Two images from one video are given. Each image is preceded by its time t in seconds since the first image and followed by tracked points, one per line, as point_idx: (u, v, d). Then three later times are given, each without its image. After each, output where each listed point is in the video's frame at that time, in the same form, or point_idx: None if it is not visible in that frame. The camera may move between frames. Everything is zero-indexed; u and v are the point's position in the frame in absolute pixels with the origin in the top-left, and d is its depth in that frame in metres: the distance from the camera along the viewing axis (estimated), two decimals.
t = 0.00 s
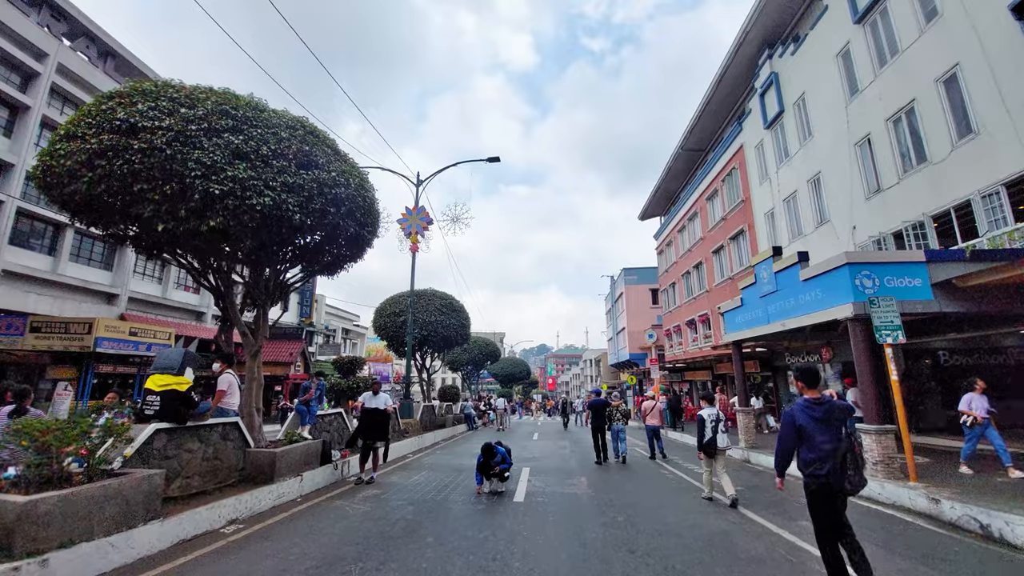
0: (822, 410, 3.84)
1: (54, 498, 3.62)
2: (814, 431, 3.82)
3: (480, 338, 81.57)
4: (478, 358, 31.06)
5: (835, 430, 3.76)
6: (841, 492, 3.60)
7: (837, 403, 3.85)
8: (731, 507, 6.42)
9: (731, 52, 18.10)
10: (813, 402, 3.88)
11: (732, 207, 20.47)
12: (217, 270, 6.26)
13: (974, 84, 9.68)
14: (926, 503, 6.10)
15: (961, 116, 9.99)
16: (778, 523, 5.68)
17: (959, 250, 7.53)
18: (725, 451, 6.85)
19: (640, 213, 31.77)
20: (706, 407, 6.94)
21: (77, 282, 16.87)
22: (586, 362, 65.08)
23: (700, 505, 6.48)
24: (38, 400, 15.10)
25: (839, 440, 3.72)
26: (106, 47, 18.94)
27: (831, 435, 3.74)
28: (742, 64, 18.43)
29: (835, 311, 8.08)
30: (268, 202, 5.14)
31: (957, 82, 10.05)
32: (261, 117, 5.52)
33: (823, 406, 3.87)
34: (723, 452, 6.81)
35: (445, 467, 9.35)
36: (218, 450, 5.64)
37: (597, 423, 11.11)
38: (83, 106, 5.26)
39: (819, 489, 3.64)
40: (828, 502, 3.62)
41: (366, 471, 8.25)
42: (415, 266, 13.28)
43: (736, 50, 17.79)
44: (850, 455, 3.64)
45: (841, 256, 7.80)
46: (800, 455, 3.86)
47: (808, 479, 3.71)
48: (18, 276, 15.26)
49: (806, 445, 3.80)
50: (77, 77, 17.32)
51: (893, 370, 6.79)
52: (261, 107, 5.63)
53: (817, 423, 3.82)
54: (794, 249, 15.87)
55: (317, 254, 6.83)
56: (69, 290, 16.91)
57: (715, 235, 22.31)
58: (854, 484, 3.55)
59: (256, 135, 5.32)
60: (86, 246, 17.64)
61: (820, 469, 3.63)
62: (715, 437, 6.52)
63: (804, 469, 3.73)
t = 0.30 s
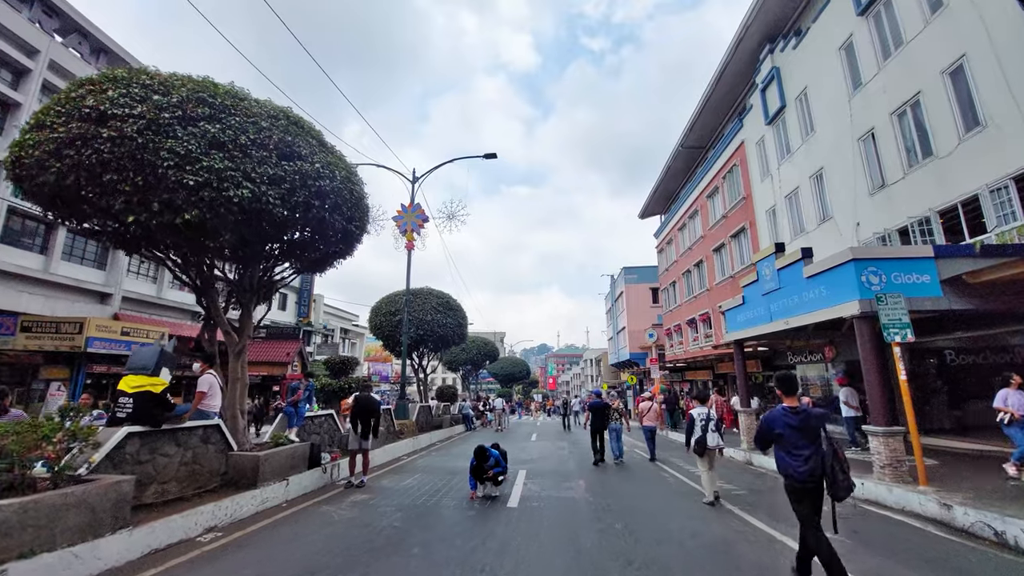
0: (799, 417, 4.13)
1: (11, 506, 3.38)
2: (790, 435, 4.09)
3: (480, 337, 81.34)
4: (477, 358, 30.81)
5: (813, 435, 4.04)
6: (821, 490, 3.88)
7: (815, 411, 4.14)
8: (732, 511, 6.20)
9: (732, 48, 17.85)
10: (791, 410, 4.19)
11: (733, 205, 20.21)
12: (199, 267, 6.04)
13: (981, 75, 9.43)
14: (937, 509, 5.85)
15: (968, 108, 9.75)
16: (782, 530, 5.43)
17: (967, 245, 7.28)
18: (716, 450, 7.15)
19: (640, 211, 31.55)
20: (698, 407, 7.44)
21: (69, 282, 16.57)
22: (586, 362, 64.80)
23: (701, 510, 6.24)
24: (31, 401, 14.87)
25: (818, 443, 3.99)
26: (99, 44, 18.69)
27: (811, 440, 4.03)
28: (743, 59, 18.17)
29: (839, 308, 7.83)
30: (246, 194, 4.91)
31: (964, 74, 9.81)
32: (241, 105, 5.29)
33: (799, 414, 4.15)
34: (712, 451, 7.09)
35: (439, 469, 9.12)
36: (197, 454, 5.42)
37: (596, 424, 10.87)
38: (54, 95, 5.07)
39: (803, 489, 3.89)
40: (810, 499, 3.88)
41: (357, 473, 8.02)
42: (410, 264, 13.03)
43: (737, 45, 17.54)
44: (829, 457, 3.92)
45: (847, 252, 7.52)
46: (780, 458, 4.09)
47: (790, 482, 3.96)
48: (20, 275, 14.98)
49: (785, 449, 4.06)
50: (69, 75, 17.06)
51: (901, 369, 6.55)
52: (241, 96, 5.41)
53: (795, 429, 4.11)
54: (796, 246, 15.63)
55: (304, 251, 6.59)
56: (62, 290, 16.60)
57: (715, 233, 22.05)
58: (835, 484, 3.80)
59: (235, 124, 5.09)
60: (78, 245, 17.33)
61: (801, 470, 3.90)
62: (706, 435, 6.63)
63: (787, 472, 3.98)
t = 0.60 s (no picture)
0: (781, 411, 4.27)
1: None
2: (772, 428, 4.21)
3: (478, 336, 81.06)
4: (474, 357, 30.58)
5: (792, 428, 4.18)
6: (795, 482, 3.99)
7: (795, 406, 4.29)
8: (732, 515, 5.97)
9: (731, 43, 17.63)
10: (773, 403, 4.31)
11: (732, 202, 20.00)
12: (177, 261, 5.79)
13: (985, 67, 9.23)
14: (945, 513, 5.62)
15: (972, 101, 9.54)
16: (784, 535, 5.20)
17: (973, 240, 7.09)
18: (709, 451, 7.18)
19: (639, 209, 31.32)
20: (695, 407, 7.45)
21: (59, 281, 16.26)
22: (584, 361, 64.64)
23: (701, 513, 6.01)
24: (20, 400, 14.65)
25: (795, 435, 4.14)
26: (90, 39, 18.41)
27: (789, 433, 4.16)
28: (742, 55, 17.93)
29: (843, 305, 7.60)
30: (222, 183, 4.68)
31: (967, 66, 9.61)
32: (218, 92, 5.09)
33: (782, 408, 4.30)
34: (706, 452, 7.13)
35: (431, 471, 8.86)
36: (173, 457, 5.19)
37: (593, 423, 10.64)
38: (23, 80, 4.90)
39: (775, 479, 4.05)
40: (787, 491, 4.00)
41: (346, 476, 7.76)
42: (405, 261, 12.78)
43: (736, 40, 17.32)
44: (801, 446, 4.08)
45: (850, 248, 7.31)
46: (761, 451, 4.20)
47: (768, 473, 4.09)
48: (7, 273, 14.68)
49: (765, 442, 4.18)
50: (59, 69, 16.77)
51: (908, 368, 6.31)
52: (219, 82, 5.21)
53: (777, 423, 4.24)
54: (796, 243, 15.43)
55: (289, 245, 6.35)
56: (51, 288, 16.31)
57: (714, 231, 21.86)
58: (804, 471, 3.95)
59: (211, 111, 4.88)
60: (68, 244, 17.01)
61: (777, 462, 4.04)
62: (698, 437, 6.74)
63: (764, 463, 4.13)
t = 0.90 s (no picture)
0: (757, 414, 4.43)
1: None
2: (752, 431, 4.36)
3: (478, 337, 80.81)
4: (473, 358, 30.34)
5: (769, 430, 4.34)
6: (779, 482, 4.13)
7: (771, 409, 4.45)
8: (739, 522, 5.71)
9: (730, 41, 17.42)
10: (750, 407, 4.49)
11: (733, 202, 19.79)
12: (157, 256, 5.53)
13: (992, 60, 9.00)
14: (959, 519, 5.37)
15: (979, 95, 9.32)
16: (791, 545, 4.95)
17: (982, 237, 6.88)
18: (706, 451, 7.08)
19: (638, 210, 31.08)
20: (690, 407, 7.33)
21: (51, 282, 16.02)
22: (584, 363, 64.38)
23: (703, 520, 5.75)
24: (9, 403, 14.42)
25: (773, 436, 4.29)
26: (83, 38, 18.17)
27: (769, 435, 4.31)
28: (742, 53, 17.74)
29: (848, 304, 7.37)
30: (199, 172, 4.46)
31: (973, 60, 9.39)
32: (197, 79, 4.88)
33: (759, 411, 4.46)
34: (705, 451, 6.93)
35: (425, 476, 8.60)
36: (149, 462, 4.97)
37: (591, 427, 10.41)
38: None
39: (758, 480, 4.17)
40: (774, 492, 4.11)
41: (335, 481, 7.50)
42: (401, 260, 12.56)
43: (735, 39, 17.11)
44: (781, 446, 4.22)
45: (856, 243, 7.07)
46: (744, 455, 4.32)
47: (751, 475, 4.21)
48: None
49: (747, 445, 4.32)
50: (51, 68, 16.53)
51: (917, 368, 6.07)
52: (199, 70, 5.00)
53: (756, 424, 4.39)
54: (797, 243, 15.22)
55: (276, 241, 6.11)
56: (44, 289, 16.06)
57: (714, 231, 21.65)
58: (785, 470, 4.07)
59: (188, 98, 4.67)
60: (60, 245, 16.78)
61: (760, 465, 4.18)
62: (695, 437, 6.63)
63: (746, 468, 4.27)
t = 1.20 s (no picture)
0: (736, 408, 4.58)
1: None
2: (728, 425, 4.51)
3: (476, 335, 80.56)
4: (470, 356, 30.11)
5: (746, 424, 4.46)
6: (751, 476, 4.21)
7: (751, 404, 4.57)
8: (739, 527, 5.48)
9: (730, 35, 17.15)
10: (729, 402, 4.65)
11: (732, 198, 19.55)
12: (132, 248, 5.26)
13: (999, 51, 8.75)
14: (969, 524, 5.13)
15: (985, 86, 9.08)
16: (794, 551, 4.71)
17: (991, 231, 6.67)
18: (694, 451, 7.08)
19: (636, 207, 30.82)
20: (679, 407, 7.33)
21: (40, 279, 15.74)
22: (583, 361, 64.19)
23: (703, 525, 5.50)
24: None
25: (749, 430, 4.40)
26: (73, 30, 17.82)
27: (745, 429, 4.43)
28: (742, 47, 17.46)
29: (851, 300, 7.14)
30: (169, 159, 4.23)
31: (980, 50, 9.15)
32: (170, 61, 4.65)
33: (739, 406, 4.60)
34: (692, 450, 6.95)
35: (415, 477, 8.34)
36: (119, 465, 4.73)
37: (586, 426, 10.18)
38: None
39: (732, 473, 4.29)
40: (747, 486, 4.20)
41: (321, 483, 7.24)
42: (394, 256, 12.29)
43: (736, 32, 16.83)
44: (754, 440, 4.31)
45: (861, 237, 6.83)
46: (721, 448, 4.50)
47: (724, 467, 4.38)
48: None
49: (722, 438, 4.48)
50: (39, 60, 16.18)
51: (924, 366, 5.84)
52: (173, 52, 4.77)
53: (733, 419, 4.54)
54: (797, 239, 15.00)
55: (258, 234, 5.86)
56: (32, 286, 15.77)
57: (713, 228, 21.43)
58: (753, 464, 4.18)
59: (158, 81, 4.44)
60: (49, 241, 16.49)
61: (731, 458, 4.33)
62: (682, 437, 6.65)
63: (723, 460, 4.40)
